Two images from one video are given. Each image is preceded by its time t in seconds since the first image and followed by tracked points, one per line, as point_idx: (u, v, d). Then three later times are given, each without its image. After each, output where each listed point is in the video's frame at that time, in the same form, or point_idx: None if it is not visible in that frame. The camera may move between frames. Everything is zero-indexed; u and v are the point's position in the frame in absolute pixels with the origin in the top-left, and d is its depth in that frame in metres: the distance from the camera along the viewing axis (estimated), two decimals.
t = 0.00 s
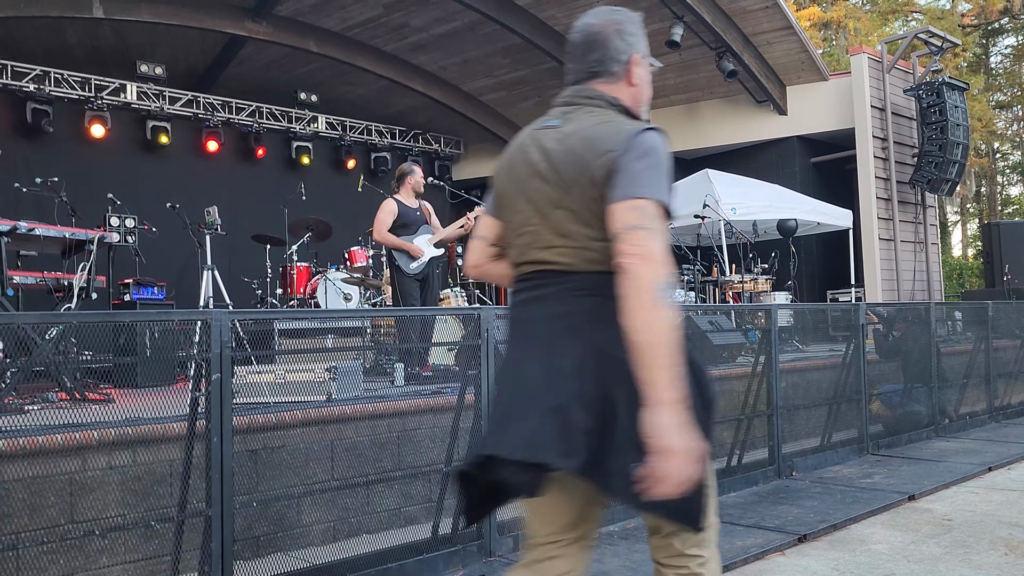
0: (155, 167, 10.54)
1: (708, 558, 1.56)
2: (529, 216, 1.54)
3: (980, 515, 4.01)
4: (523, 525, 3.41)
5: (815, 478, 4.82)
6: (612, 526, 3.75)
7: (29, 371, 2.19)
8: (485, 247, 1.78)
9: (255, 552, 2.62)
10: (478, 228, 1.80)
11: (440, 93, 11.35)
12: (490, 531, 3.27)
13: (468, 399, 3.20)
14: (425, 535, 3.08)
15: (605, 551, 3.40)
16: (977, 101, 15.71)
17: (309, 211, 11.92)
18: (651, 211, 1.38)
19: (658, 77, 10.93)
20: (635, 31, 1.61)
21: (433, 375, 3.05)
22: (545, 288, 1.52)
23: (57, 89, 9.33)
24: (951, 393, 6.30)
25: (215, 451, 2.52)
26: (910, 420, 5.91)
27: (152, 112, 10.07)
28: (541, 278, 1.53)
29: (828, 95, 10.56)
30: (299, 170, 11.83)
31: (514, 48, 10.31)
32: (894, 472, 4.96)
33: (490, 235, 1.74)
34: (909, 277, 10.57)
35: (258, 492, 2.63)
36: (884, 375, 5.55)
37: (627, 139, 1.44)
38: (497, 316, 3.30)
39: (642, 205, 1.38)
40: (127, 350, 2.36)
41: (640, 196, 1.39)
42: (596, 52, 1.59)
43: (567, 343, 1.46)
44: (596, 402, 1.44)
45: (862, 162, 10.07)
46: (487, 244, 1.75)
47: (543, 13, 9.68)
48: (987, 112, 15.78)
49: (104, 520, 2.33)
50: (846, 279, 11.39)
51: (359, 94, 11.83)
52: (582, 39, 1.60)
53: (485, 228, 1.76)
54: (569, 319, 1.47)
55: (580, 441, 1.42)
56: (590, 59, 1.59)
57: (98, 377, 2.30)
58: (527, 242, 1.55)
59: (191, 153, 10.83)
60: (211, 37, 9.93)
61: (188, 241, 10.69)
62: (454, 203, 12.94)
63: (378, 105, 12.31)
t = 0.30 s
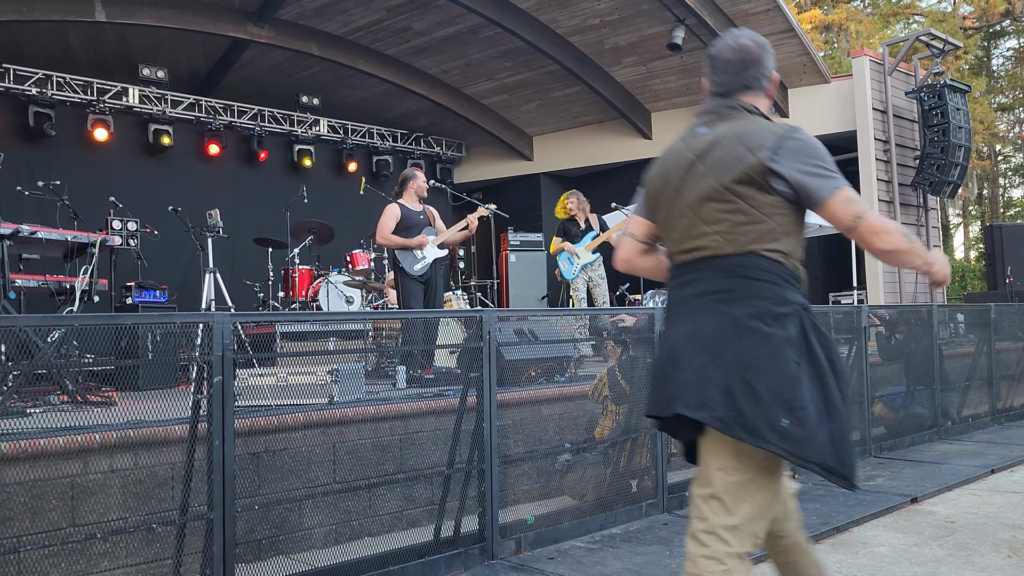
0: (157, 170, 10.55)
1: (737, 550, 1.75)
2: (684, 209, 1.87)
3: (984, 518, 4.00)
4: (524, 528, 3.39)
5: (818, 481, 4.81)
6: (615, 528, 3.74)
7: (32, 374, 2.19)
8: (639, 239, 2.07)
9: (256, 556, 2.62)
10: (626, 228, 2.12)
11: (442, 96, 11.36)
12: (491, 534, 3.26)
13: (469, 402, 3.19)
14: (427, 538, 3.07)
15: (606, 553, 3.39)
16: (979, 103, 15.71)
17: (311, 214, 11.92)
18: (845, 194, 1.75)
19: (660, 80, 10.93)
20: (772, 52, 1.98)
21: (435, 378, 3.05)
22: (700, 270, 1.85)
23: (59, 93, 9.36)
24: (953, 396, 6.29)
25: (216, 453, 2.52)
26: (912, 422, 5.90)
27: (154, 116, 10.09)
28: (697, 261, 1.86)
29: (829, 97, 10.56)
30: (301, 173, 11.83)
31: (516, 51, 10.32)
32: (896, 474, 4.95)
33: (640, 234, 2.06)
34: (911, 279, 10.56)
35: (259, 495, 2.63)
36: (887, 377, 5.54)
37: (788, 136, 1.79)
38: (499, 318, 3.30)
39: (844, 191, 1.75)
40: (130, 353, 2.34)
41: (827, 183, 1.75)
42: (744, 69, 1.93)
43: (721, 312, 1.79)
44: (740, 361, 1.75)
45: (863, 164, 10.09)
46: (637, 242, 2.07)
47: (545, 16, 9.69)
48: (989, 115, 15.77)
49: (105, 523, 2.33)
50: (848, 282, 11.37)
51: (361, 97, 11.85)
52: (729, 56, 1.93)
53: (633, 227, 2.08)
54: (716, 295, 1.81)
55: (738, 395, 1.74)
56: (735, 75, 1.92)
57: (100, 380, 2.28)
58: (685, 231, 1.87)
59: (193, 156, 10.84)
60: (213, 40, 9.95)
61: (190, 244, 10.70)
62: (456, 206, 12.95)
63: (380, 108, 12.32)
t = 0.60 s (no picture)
0: (160, 173, 10.57)
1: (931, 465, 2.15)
2: (809, 216, 2.22)
3: (988, 521, 3.99)
4: (527, 531, 3.39)
5: (821, 484, 4.80)
6: (618, 532, 3.73)
7: (33, 378, 2.18)
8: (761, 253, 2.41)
9: (257, 560, 2.62)
10: (747, 242, 2.46)
11: (444, 100, 11.37)
12: (493, 538, 3.26)
13: (471, 405, 3.19)
14: (429, 541, 3.07)
15: (609, 557, 3.38)
16: (980, 105, 15.72)
17: (313, 218, 11.93)
18: (917, 196, 2.07)
19: (661, 83, 10.95)
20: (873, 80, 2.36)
21: (437, 381, 3.06)
22: (828, 267, 2.19)
23: (62, 97, 9.39)
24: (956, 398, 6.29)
25: (218, 458, 2.52)
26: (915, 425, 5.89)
27: (156, 120, 10.11)
28: (826, 259, 2.20)
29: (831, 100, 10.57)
30: (304, 177, 11.85)
31: (517, 55, 10.33)
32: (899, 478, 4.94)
33: (763, 245, 2.40)
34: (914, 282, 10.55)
35: (261, 499, 2.63)
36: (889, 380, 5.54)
37: (897, 147, 2.15)
38: (501, 321, 3.30)
39: (915, 199, 2.07)
40: (131, 357, 2.34)
41: (911, 188, 2.07)
42: (850, 93, 2.30)
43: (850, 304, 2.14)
44: (880, 342, 2.08)
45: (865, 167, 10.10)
46: (759, 253, 2.41)
47: (546, 20, 9.70)
48: (990, 117, 15.77)
49: (107, 527, 2.34)
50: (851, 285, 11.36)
51: (363, 101, 11.86)
52: (839, 82, 2.30)
53: (754, 241, 2.43)
54: (842, 288, 2.15)
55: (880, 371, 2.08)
56: (843, 98, 2.30)
57: (102, 384, 2.28)
58: (811, 234, 2.22)
59: (195, 160, 10.87)
60: (215, 45, 9.97)
61: (193, 248, 10.71)
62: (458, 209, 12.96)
63: (381, 112, 12.33)
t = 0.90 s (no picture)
0: (161, 177, 10.58)
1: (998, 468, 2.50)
2: (913, 244, 2.48)
3: (989, 523, 3.99)
4: (528, 534, 3.39)
5: (823, 486, 4.80)
6: (620, 534, 3.74)
7: (35, 382, 2.19)
8: (855, 269, 2.68)
9: (260, 563, 2.63)
10: (841, 259, 2.73)
11: (445, 103, 11.38)
12: (495, 540, 3.26)
13: (473, 408, 3.19)
14: (431, 544, 3.07)
15: (610, 559, 3.39)
16: (981, 107, 15.70)
17: (315, 221, 11.95)
18: (1007, 228, 2.34)
19: (662, 86, 10.96)
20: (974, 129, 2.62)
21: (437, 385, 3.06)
22: (930, 290, 2.46)
23: (63, 101, 9.42)
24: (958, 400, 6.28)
25: (220, 461, 2.52)
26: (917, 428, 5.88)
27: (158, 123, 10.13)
28: (926, 284, 2.47)
29: (832, 103, 10.58)
30: (305, 180, 11.87)
31: (518, 57, 10.35)
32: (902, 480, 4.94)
33: (857, 263, 2.68)
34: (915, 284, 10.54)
35: (263, 502, 2.63)
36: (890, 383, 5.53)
37: (999, 193, 2.42)
38: (503, 324, 3.31)
39: (1001, 224, 2.35)
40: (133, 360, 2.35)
41: (1001, 220, 2.35)
42: (960, 139, 2.55)
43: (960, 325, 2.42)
44: (983, 352, 2.40)
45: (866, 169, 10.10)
46: (853, 270, 2.68)
47: (547, 23, 9.72)
48: (991, 119, 15.75)
49: (110, 530, 2.34)
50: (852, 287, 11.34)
51: (365, 104, 11.88)
52: (954, 128, 2.55)
53: (849, 259, 2.70)
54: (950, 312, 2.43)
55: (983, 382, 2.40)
56: (955, 144, 2.53)
57: (104, 387, 2.28)
58: (915, 260, 2.48)
59: (197, 164, 10.89)
60: (216, 48, 10.00)
61: (195, 251, 10.73)
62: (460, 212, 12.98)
63: (383, 115, 12.35)
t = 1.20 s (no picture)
0: (162, 179, 10.59)
1: None
2: (985, 231, 2.94)
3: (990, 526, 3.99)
4: (529, 536, 3.39)
5: (823, 489, 4.80)
6: (620, 537, 3.73)
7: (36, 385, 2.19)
8: (925, 254, 3.10)
9: (261, 566, 2.62)
10: (913, 246, 3.14)
11: (445, 105, 11.38)
12: (495, 543, 3.26)
13: (473, 411, 3.19)
14: (431, 547, 3.07)
15: (611, 562, 3.38)
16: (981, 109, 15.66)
17: (315, 223, 11.95)
18: None
19: (662, 88, 10.98)
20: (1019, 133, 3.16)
21: (437, 387, 3.06)
22: (1001, 271, 2.91)
23: (64, 104, 9.43)
24: (958, 402, 6.27)
25: (221, 464, 2.53)
26: (917, 430, 5.87)
27: (159, 126, 10.14)
28: (996, 264, 2.92)
29: (832, 105, 10.58)
30: (306, 183, 11.88)
31: (518, 60, 10.36)
32: (902, 482, 4.93)
33: (928, 249, 3.10)
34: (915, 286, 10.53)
35: (264, 505, 2.63)
36: (891, 385, 5.52)
37: None
38: (503, 326, 3.31)
39: None
40: (134, 363, 2.36)
41: None
42: (1011, 141, 3.07)
43: None
44: None
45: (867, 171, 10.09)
46: (924, 254, 3.10)
47: (547, 25, 9.73)
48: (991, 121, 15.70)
49: (110, 533, 2.34)
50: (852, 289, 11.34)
51: (365, 107, 11.89)
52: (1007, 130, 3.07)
53: (920, 246, 3.12)
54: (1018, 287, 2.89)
55: None
56: (1007, 144, 3.06)
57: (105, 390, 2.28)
58: (987, 245, 2.93)
59: (198, 167, 10.90)
60: (217, 51, 10.02)
61: (195, 254, 10.73)
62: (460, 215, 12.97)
63: (383, 118, 12.36)
